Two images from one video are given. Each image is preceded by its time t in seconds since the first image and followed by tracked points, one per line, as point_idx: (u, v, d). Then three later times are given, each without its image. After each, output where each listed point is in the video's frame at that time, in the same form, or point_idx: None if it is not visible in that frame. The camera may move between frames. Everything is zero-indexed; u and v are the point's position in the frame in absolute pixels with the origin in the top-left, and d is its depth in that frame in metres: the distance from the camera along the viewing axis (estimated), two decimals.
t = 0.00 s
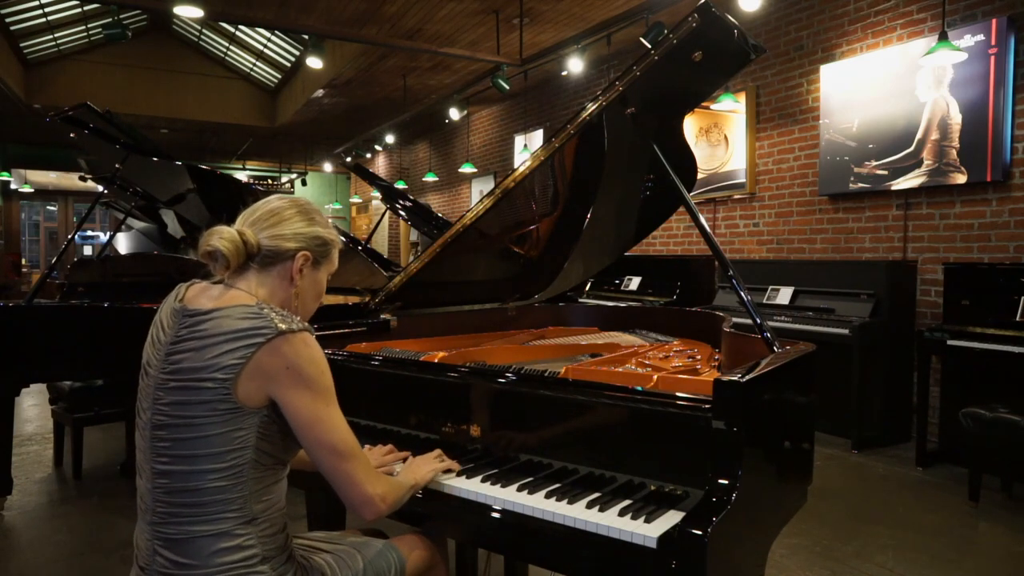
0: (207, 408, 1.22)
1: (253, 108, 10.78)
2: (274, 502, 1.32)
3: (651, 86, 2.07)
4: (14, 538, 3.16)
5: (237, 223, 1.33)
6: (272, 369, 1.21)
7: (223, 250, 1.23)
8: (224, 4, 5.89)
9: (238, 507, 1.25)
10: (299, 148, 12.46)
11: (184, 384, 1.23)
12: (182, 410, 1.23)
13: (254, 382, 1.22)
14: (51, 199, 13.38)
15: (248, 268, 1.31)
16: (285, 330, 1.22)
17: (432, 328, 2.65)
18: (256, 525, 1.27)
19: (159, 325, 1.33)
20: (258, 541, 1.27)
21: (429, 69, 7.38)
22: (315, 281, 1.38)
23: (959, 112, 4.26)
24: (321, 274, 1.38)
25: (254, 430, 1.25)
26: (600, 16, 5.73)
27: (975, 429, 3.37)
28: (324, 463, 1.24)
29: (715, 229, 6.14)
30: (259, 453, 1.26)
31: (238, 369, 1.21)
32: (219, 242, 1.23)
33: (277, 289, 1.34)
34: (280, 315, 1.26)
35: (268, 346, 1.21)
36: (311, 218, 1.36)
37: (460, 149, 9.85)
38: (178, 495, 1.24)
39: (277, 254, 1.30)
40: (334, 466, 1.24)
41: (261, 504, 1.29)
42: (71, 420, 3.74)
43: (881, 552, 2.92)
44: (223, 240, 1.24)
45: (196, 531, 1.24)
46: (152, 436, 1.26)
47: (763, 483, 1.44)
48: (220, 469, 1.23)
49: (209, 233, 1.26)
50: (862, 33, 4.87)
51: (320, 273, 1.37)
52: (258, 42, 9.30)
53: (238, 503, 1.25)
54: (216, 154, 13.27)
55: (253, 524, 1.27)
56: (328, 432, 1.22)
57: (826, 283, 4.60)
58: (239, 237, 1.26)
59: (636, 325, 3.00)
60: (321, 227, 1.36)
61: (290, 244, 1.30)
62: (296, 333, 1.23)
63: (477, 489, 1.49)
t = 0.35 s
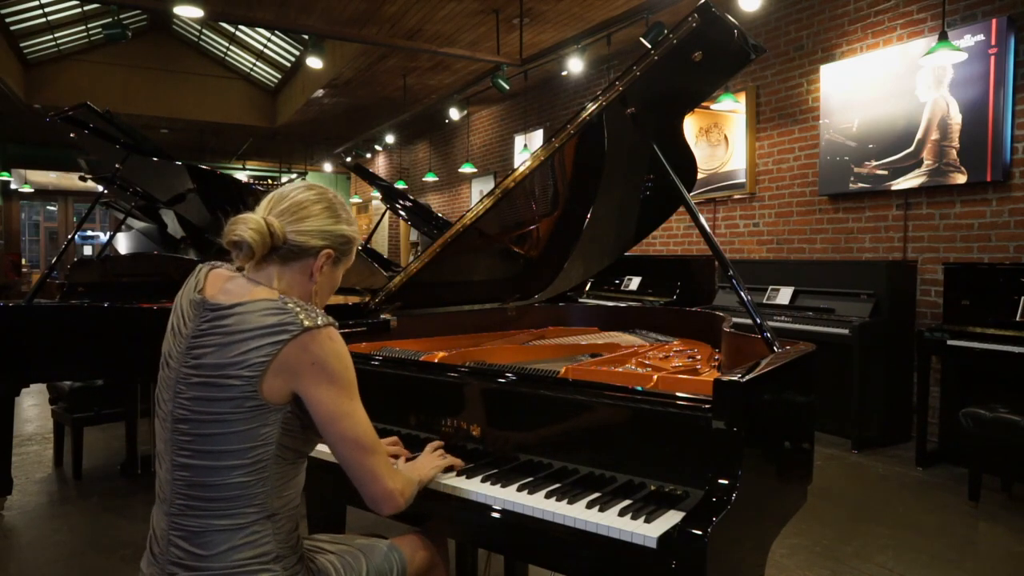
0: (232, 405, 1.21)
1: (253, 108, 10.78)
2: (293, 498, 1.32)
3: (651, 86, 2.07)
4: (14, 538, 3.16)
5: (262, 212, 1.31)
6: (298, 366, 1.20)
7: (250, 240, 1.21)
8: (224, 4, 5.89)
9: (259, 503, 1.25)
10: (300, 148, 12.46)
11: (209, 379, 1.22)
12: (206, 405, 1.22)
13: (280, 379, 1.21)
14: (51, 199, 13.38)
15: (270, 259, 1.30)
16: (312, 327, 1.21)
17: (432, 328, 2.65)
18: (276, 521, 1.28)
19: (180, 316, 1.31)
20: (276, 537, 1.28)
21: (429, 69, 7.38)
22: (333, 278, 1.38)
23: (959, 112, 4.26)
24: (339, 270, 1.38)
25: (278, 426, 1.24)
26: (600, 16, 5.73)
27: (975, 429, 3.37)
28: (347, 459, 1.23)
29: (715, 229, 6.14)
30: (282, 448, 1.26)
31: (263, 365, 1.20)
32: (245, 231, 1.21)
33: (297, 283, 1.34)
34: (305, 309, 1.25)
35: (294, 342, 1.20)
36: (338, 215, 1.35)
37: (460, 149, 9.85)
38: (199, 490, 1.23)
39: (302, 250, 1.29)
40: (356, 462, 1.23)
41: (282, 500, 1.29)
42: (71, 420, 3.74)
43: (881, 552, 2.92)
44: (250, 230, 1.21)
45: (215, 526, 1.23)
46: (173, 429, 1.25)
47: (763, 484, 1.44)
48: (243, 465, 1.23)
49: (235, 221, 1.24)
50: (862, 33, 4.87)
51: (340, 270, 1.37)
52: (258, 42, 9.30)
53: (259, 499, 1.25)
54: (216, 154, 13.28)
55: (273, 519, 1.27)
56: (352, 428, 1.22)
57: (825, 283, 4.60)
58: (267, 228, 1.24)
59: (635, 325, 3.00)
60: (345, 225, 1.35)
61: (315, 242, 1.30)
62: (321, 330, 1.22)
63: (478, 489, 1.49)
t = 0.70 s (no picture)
0: (253, 407, 1.21)
1: (253, 108, 10.78)
2: (310, 499, 1.33)
3: (651, 87, 2.07)
4: (14, 538, 3.16)
5: (281, 204, 1.29)
6: (318, 369, 1.20)
7: (268, 237, 1.20)
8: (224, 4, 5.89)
9: (278, 503, 1.25)
10: (300, 148, 12.46)
11: (230, 380, 1.21)
12: (227, 406, 1.21)
13: (301, 381, 1.21)
14: (51, 199, 13.39)
15: (288, 254, 1.29)
16: (334, 329, 1.21)
17: (432, 328, 2.65)
18: (293, 520, 1.28)
19: (199, 313, 1.30)
20: (293, 537, 1.28)
21: (429, 69, 7.38)
22: (351, 274, 1.37)
23: (959, 112, 4.26)
24: (357, 266, 1.37)
25: (298, 427, 1.24)
26: (600, 16, 5.73)
27: (975, 429, 3.37)
28: (360, 463, 1.24)
29: (715, 229, 6.14)
30: (302, 449, 1.27)
31: (286, 367, 1.20)
32: (264, 228, 1.20)
33: (315, 279, 1.33)
34: (325, 310, 1.25)
35: (316, 345, 1.20)
36: (359, 210, 1.33)
37: (460, 149, 9.85)
38: (218, 489, 1.23)
39: (321, 247, 1.29)
40: (370, 466, 1.24)
41: (300, 500, 1.29)
42: (71, 420, 3.74)
43: (881, 552, 2.92)
44: (268, 226, 1.20)
45: (234, 526, 1.23)
46: (192, 428, 1.25)
47: (763, 484, 1.44)
48: (263, 466, 1.22)
49: (253, 217, 1.23)
50: (862, 33, 4.87)
51: (357, 267, 1.37)
52: (258, 42, 9.30)
53: (279, 499, 1.25)
54: (216, 154, 13.27)
55: (290, 520, 1.27)
56: (367, 433, 1.22)
57: (825, 283, 4.61)
58: (287, 224, 1.23)
59: (635, 325, 3.00)
60: (365, 221, 1.34)
61: (335, 239, 1.29)
62: (343, 332, 1.22)
63: (478, 489, 1.49)
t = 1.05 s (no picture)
0: (266, 407, 1.20)
1: (253, 108, 10.78)
2: (321, 499, 1.33)
3: (651, 87, 2.07)
4: (14, 538, 3.16)
5: (288, 202, 1.28)
6: (333, 369, 1.20)
7: (276, 240, 1.18)
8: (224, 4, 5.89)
9: (291, 503, 1.25)
10: (300, 148, 12.46)
11: (244, 380, 1.21)
12: (240, 406, 1.21)
13: (315, 382, 1.20)
14: (51, 199, 13.39)
15: (297, 252, 1.28)
16: (349, 329, 1.20)
17: (433, 328, 2.65)
18: (305, 521, 1.28)
19: (211, 312, 1.30)
20: (303, 537, 1.28)
21: (429, 68, 7.38)
22: (359, 270, 1.37)
23: (959, 112, 4.26)
24: (365, 261, 1.36)
25: (312, 429, 1.24)
26: (600, 16, 5.73)
27: (975, 429, 3.37)
28: (372, 463, 1.23)
29: (715, 229, 6.14)
30: (315, 449, 1.27)
31: (301, 369, 1.19)
32: (272, 230, 1.18)
33: (323, 277, 1.33)
34: (339, 309, 1.24)
35: (332, 345, 1.19)
36: (367, 206, 1.32)
37: (460, 149, 9.85)
38: (230, 489, 1.23)
39: (330, 245, 1.28)
40: (381, 466, 1.24)
41: (312, 501, 1.29)
42: (71, 421, 3.74)
43: (881, 552, 2.92)
44: (276, 227, 1.18)
45: (246, 526, 1.23)
46: (204, 427, 1.25)
47: (763, 484, 1.44)
48: (276, 466, 1.22)
49: (259, 217, 1.21)
50: (862, 33, 4.87)
51: (365, 263, 1.36)
52: (258, 42, 9.30)
53: (292, 499, 1.25)
54: (216, 154, 13.27)
55: (302, 520, 1.27)
56: (379, 433, 1.22)
57: (825, 283, 4.60)
58: (294, 224, 1.21)
59: (635, 325, 3.00)
60: (373, 216, 1.32)
61: (344, 236, 1.28)
62: (358, 332, 1.21)
63: (477, 489, 1.49)
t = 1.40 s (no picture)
0: (267, 411, 1.20)
1: (253, 108, 10.78)
2: (323, 501, 1.33)
3: (651, 87, 2.07)
4: (14, 538, 3.16)
5: (282, 203, 1.26)
6: (338, 369, 1.19)
7: (270, 244, 1.17)
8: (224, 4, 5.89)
9: (293, 505, 1.25)
10: (300, 148, 12.45)
11: (244, 384, 1.20)
12: (241, 411, 1.21)
13: (319, 383, 1.20)
14: (51, 199, 13.38)
15: (292, 253, 1.26)
16: (350, 328, 1.20)
17: (433, 329, 2.65)
18: (308, 524, 1.28)
19: (208, 314, 1.29)
20: (306, 540, 1.28)
21: (429, 69, 7.38)
22: (356, 267, 1.36)
23: (959, 112, 4.26)
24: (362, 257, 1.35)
25: (315, 430, 1.24)
26: (600, 16, 5.73)
27: (975, 429, 3.37)
28: (391, 452, 1.23)
29: (715, 229, 6.14)
30: (319, 451, 1.27)
31: (304, 371, 1.18)
32: (266, 235, 1.17)
33: (320, 276, 1.32)
34: (338, 308, 1.24)
35: (335, 345, 1.19)
36: (363, 203, 1.30)
37: (460, 149, 9.85)
38: (231, 493, 1.22)
39: (326, 244, 1.26)
40: (402, 456, 1.24)
41: (314, 503, 1.29)
42: (71, 421, 3.74)
43: (881, 552, 2.92)
44: (270, 231, 1.17)
45: (248, 530, 1.22)
46: (205, 430, 1.24)
47: (763, 484, 1.44)
48: (278, 470, 1.22)
49: (252, 220, 1.19)
50: (862, 33, 4.87)
51: (362, 259, 1.35)
52: (258, 42, 9.30)
53: (294, 502, 1.25)
54: (216, 154, 13.27)
55: (304, 523, 1.27)
56: (395, 425, 1.22)
57: (825, 283, 4.60)
58: (288, 226, 1.19)
59: (635, 325, 3.00)
60: (369, 211, 1.31)
61: (341, 235, 1.27)
62: (359, 330, 1.21)
63: (478, 489, 1.49)
